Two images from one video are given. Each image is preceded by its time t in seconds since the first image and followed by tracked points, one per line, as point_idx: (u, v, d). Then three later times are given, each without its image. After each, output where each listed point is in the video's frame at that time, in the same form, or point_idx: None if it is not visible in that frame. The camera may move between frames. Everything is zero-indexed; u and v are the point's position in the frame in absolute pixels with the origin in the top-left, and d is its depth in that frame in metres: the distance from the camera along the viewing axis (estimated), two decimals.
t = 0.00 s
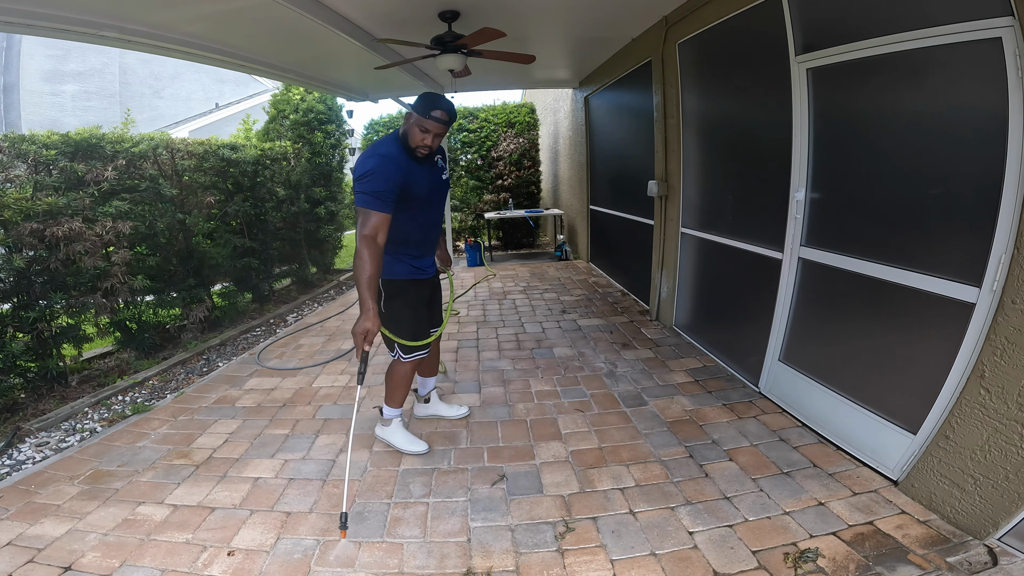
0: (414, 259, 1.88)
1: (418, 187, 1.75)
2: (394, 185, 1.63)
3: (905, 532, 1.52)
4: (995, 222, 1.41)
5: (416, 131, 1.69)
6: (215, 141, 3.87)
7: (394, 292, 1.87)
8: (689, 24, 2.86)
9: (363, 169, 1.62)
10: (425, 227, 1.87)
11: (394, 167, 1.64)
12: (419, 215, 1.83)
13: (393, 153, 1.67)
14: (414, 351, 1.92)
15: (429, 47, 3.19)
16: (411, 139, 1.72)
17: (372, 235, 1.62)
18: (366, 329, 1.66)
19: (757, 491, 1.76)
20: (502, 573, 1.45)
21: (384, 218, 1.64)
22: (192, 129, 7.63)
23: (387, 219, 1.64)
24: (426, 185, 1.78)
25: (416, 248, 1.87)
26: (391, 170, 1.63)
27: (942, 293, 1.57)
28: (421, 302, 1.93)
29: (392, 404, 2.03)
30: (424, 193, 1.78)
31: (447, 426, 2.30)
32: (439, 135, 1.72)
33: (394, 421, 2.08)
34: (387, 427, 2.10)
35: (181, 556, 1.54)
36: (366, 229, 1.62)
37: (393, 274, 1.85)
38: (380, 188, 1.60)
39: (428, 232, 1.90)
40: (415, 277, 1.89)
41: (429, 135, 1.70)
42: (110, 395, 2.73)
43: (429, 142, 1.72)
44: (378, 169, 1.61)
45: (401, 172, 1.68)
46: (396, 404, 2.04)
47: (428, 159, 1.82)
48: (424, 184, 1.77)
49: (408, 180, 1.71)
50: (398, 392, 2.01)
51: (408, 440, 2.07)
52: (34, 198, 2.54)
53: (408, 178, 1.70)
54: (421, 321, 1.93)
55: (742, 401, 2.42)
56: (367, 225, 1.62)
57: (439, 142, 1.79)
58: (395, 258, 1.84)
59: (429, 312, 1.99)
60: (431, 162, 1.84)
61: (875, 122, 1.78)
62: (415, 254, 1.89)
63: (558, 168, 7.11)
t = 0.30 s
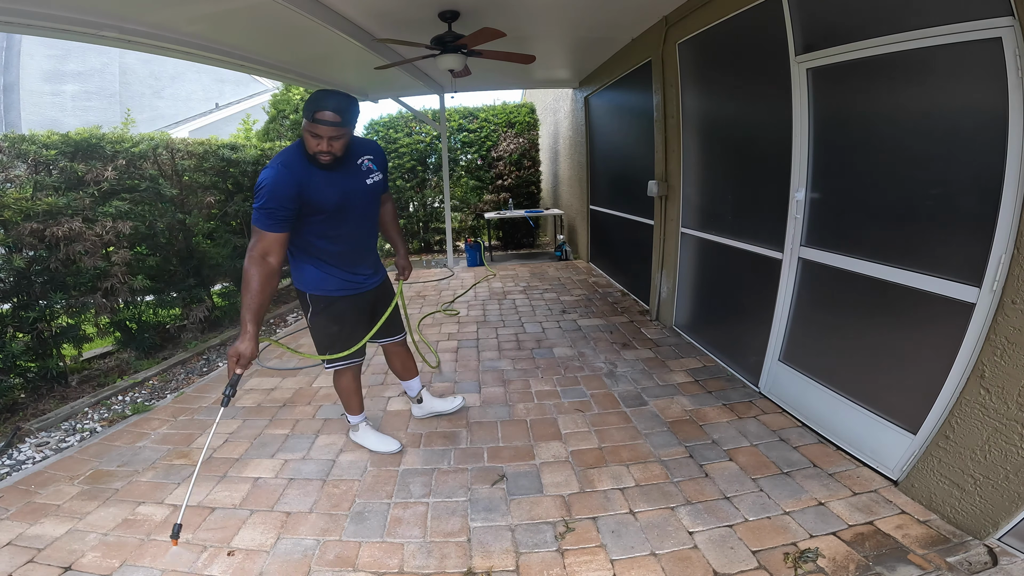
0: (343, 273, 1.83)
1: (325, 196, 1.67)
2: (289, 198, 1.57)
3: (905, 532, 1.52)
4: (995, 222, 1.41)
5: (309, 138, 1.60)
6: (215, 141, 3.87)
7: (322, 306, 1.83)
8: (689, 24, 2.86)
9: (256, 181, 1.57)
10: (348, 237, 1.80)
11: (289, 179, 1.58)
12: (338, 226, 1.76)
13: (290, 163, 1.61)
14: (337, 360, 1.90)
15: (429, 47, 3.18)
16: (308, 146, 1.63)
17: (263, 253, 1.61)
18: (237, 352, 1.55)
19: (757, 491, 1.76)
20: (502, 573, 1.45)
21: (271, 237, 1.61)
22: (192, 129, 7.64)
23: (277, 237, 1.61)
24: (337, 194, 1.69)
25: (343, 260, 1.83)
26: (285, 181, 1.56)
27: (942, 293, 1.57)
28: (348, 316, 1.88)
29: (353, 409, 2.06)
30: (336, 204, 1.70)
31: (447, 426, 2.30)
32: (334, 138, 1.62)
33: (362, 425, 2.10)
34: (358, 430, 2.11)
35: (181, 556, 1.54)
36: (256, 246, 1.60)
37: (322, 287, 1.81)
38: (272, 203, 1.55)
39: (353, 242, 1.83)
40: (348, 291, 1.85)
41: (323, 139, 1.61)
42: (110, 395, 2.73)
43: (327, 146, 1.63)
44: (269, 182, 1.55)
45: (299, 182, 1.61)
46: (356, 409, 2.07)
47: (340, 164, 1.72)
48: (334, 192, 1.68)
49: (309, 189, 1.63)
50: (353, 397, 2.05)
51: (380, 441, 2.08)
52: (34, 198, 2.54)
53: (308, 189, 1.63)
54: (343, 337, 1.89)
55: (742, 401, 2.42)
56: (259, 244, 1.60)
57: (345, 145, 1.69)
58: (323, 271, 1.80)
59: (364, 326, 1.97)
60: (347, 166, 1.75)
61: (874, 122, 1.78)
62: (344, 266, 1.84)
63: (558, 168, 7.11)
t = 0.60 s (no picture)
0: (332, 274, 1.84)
1: (309, 199, 1.64)
2: (280, 205, 1.52)
3: (905, 532, 1.52)
4: (995, 222, 1.41)
5: (289, 140, 1.54)
6: (215, 141, 3.87)
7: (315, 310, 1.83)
8: (689, 24, 2.86)
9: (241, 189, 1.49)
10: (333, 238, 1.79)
11: (278, 184, 1.53)
12: (323, 228, 1.75)
13: (271, 167, 1.55)
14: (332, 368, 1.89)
15: (429, 48, 3.18)
16: (283, 148, 1.57)
17: (277, 261, 1.51)
18: (300, 360, 1.48)
19: (757, 491, 1.76)
20: (502, 573, 1.45)
21: (283, 242, 1.53)
22: (192, 129, 7.64)
23: (285, 243, 1.54)
24: (322, 195, 1.67)
25: (330, 260, 1.82)
26: (271, 187, 1.51)
27: (942, 293, 1.57)
28: (344, 319, 1.91)
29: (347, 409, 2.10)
30: (321, 205, 1.68)
31: (447, 426, 2.30)
32: (312, 139, 1.57)
33: (361, 426, 2.13)
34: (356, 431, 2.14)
35: (181, 556, 1.54)
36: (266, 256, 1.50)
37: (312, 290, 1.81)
38: (265, 210, 1.49)
39: (338, 242, 1.83)
40: (336, 291, 1.85)
41: (299, 140, 1.55)
42: (110, 395, 2.74)
43: (305, 148, 1.57)
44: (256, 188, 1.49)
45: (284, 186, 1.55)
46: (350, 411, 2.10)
47: (317, 164, 1.68)
48: (318, 194, 1.66)
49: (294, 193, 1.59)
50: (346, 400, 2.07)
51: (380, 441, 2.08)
52: (33, 198, 2.54)
53: (296, 192, 1.59)
54: (334, 341, 1.89)
55: (743, 401, 2.42)
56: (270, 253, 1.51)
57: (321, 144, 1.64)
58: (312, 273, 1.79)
59: (352, 329, 1.96)
60: (324, 165, 1.71)
61: (874, 122, 1.78)
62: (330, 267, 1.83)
63: (558, 168, 7.11)
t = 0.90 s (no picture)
0: (237, 282, 1.86)
1: (209, 206, 1.69)
2: (172, 210, 1.60)
3: (905, 532, 1.52)
4: (995, 222, 1.41)
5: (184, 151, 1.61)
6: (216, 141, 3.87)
7: (213, 314, 1.85)
8: (689, 24, 2.86)
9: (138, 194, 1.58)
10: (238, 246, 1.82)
11: (173, 190, 1.60)
12: (226, 235, 1.78)
13: (171, 175, 1.63)
14: (224, 371, 1.87)
15: (429, 47, 3.18)
16: (182, 158, 1.64)
17: (154, 263, 1.59)
18: (143, 359, 1.53)
19: (757, 491, 1.76)
20: (502, 573, 1.45)
21: (164, 247, 1.61)
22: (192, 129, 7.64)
23: (168, 247, 1.62)
24: (222, 204, 1.72)
25: (237, 268, 1.85)
26: (165, 193, 1.59)
27: (942, 293, 1.56)
28: (243, 327, 1.91)
29: (200, 412, 1.97)
30: (222, 213, 1.73)
31: (447, 426, 2.30)
32: (206, 150, 1.64)
33: (297, 421, 2.14)
34: (291, 429, 2.15)
35: (181, 556, 1.54)
36: (145, 257, 1.58)
37: (214, 297, 1.83)
38: (157, 215, 1.57)
39: (245, 249, 1.86)
40: (240, 298, 1.87)
41: (193, 151, 1.62)
42: (110, 395, 2.73)
43: (200, 158, 1.63)
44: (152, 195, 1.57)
45: (178, 193, 1.63)
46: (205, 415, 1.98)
47: (223, 173, 1.74)
48: (218, 202, 1.71)
49: (191, 200, 1.66)
50: (206, 404, 1.95)
51: (320, 432, 2.16)
52: (33, 198, 2.54)
53: (194, 199, 1.66)
54: (235, 346, 1.90)
55: (743, 401, 2.42)
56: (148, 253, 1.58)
57: (222, 154, 1.70)
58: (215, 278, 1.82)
59: (258, 334, 1.98)
60: (232, 174, 1.77)
61: (874, 122, 1.78)
62: (237, 274, 1.86)
63: (558, 168, 7.11)
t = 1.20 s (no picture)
0: (116, 295, 1.83)
1: (54, 225, 1.64)
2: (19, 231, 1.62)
3: (905, 532, 1.52)
4: (995, 222, 1.41)
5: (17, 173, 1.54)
6: (215, 141, 3.87)
7: (100, 325, 1.85)
8: (690, 24, 2.86)
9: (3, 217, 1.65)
10: (107, 260, 1.76)
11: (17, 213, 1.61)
12: (90, 251, 1.74)
13: (24, 197, 1.63)
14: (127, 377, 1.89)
15: (429, 47, 3.18)
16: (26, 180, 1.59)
17: (12, 286, 1.67)
18: None
19: (757, 491, 1.76)
20: (502, 573, 1.45)
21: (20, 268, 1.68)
22: (192, 129, 7.63)
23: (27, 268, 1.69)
24: (70, 221, 1.66)
25: (111, 281, 1.80)
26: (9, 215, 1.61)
27: (943, 293, 1.56)
28: (133, 336, 1.88)
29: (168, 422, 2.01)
30: (72, 230, 1.67)
31: (447, 426, 2.30)
32: (38, 172, 1.54)
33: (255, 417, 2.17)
34: (250, 425, 2.17)
35: (181, 556, 1.54)
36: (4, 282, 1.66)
37: (99, 310, 1.83)
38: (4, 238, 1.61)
39: (117, 263, 1.78)
40: (119, 312, 1.84)
41: (24, 173, 1.53)
42: (110, 395, 2.73)
43: (35, 179, 1.55)
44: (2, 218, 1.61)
45: (22, 214, 1.62)
46: (174, 421, 2.02)
47: (73, 188, 1.67)
48: (67, 220, 1.65)
49: (39, 220, 1.64)
50: (165, 409, 1.99)
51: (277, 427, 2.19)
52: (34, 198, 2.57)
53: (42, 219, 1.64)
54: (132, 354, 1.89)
55: (742, 401, 2.42)
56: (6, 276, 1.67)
57: (59, 171, 1.59)
58: (93, 291, 1.81)
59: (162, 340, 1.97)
60: (86, 188, 1.69)
61: (874, 122, 1.78)
62: (113, 288, 1.82)
63: (558, 168, 7.11)
